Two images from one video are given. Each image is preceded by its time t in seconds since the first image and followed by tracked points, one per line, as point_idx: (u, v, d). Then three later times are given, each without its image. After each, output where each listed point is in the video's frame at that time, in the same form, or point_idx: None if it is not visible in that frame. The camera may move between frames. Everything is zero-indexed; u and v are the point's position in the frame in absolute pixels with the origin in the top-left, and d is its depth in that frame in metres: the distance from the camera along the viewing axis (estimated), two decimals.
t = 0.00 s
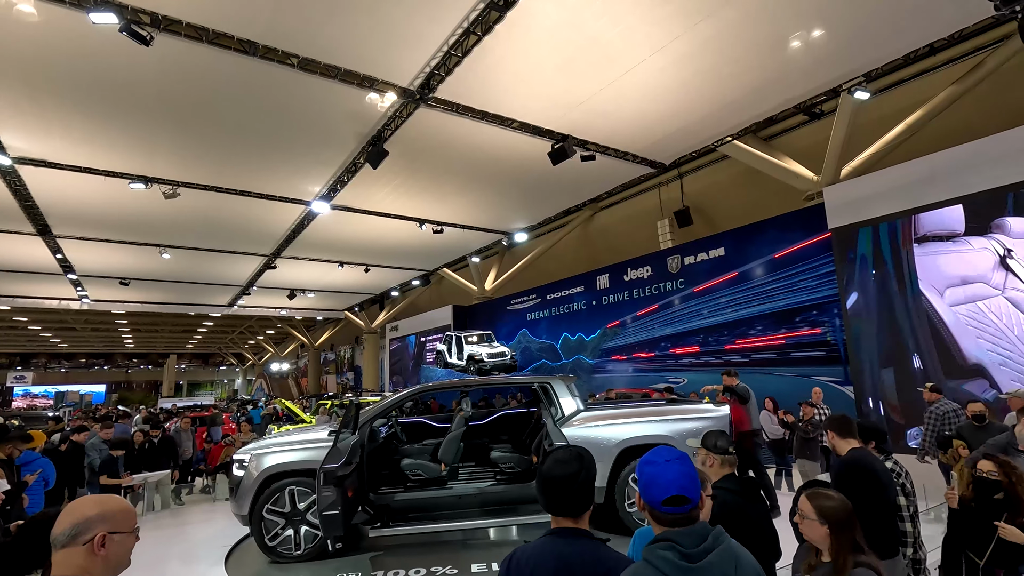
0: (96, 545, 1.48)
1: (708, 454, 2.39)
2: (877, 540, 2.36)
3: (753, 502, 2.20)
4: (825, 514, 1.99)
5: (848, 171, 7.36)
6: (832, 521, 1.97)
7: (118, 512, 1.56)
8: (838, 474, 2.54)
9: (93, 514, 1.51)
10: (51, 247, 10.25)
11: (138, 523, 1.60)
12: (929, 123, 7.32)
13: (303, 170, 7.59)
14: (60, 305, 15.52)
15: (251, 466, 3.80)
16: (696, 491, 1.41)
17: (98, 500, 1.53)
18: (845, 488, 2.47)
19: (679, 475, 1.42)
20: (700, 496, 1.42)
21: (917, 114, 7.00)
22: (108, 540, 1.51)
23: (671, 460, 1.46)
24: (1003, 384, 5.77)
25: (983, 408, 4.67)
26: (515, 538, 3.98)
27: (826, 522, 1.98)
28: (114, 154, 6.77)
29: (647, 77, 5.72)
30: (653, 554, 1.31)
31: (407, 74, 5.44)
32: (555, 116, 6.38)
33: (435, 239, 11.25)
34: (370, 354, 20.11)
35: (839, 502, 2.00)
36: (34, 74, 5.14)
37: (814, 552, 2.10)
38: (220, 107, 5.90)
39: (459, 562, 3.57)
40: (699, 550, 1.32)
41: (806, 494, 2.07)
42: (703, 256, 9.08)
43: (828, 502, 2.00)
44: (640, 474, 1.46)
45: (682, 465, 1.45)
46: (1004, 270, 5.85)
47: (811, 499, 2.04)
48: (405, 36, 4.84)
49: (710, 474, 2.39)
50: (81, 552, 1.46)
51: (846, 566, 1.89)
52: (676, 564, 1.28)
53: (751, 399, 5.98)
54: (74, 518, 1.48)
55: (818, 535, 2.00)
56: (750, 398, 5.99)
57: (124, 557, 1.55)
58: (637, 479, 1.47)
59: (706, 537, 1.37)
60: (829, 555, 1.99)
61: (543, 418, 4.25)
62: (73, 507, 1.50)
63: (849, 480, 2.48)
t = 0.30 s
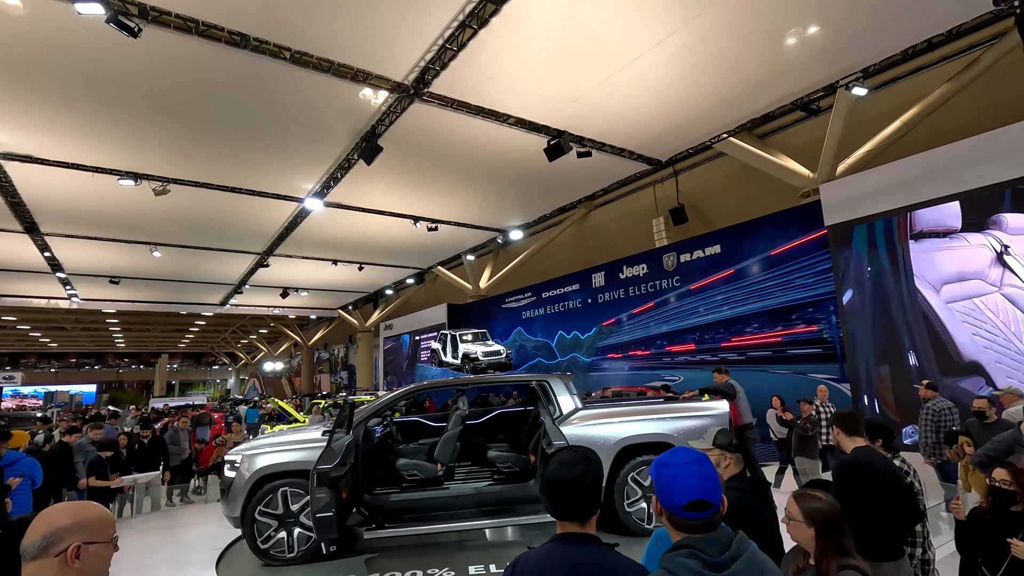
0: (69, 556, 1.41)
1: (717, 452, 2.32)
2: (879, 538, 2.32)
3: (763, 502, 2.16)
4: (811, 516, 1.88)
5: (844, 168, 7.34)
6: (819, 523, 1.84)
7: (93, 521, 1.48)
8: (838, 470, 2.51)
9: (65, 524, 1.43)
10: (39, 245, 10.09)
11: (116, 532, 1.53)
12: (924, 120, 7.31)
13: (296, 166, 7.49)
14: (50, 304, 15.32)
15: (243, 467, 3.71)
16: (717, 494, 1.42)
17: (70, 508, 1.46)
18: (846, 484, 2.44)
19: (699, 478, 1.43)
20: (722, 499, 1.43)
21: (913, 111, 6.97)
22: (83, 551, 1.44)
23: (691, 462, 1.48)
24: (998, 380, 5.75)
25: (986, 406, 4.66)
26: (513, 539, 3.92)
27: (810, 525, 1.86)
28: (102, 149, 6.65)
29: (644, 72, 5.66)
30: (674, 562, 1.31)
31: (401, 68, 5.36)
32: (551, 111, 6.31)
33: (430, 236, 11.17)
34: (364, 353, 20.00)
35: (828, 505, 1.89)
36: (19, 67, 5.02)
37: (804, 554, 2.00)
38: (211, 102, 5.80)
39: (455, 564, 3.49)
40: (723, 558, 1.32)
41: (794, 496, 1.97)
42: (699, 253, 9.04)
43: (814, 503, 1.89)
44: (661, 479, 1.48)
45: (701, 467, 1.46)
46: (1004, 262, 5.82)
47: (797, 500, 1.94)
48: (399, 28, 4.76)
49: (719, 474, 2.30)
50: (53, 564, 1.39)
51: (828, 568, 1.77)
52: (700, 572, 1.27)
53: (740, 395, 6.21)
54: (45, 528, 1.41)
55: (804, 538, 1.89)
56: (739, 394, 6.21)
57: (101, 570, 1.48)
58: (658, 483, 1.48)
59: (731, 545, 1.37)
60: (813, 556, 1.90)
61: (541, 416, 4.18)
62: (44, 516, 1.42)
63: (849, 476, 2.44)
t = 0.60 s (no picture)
0: (44, 565, 1.34)
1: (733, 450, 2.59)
2: (883, 537, 2.30)
3: (773, 499, 2.27)
4: (807, 516, 1.84)
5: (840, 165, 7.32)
6: (814, 522, 1.81)
7: (72, 527, 1.41)
8: (846, 466, 2.49)
9: (41, 530, 1.35)
10: (28, 242, 9.93)
11: (96, 538, 1.46)
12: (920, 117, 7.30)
13: (289, 162, 7.39)
14: (39, 303, 15.12)
15: (236, 467, 3.64)
16: (743, 493, 1.41)
17: (47, 513, 1.38)
18: (853, 481, 2.41)
19: (724, 475, 1.42)
20: (747, 498, 1.42)
21: (909, 108, 6.96)
22: (60, 559, 1.37)
23: (714, 460, 1.48)
24: (993, 378, 5.76)
25: (999, 403, 4.59)
26: (511, 538, 3.88)
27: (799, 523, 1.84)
28: (91, 144, 6.53)
29: (642, 66, 5.60)
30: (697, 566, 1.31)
31: (397, 62, 5.29)
32: (548, 107, 6.25)
33: (425, 234, 11.08)
34: (358, 352, 19.88)
35: (825, 504, 1.84)
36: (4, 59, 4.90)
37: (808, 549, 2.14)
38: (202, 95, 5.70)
39: (453, 565, 3.43)
40: (750, 563, 1.30)
41: (791, 496, 1.93)
42: (695, 250, 9.02)
43: (813, 503, 1.85)
44: (683, 476, 1.46)
45: (726, 465, 1.46)
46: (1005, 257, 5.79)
47: (795, 500, 1.90)
48: (395, 21, 4.68)
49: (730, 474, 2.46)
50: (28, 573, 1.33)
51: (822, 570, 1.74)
52: None
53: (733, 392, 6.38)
54: (20, 534, 1.33)
55: (801, 538, 1.85)
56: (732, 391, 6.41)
57: None
58: (681, 482, 1.46)
59: (759, 548, 1.35)
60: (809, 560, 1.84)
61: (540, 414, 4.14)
62: (18, 521, 1.34)
63: (856, 473, 2.42)
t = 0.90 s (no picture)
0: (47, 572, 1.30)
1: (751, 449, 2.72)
2: (902, 540, 2.30)
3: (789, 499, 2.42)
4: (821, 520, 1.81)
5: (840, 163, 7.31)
6: (827, 528, 1.78)
7: (75, 533, 1.36)
8: (864, 468, 2.52)
9: (44, 537, 1.30)
10: (21, 240, 9.81)
11: (102, 544, 1.41)
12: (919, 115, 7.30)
13: (287, 159, 7.31)
14: (32, 301, 14.97)
15: (236, 467, 3.59)
16: (783, 496, 1.42)
17: (49, 518, 1.33)
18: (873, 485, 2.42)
19: (762, 477, 1.42)
20: (788, 501, 1.43)
21: (908, 106, 6.96)
22: (63, 567, 1.32)
23: (751, 461, 1.47)
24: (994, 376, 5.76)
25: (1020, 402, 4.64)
26: (515, 538, 3.84)
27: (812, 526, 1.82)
28: (86, 140, 6.43)
29: (644, 62, 5.57)
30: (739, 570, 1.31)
31: (397, 57, 5.23)
32: (548, 103, 6.20)
33: (423, 232, 11.02)
34: (355, 350, 19.80)
35: (841, 508, 1.82)
36: None
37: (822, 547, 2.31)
38: (200, 91, 5.63)
39: (458, 566, 3.39)
40: (795, 569, 1.30)
41: (805, 500, 1.92)
42: (694, 248, 8.99)
43: (831, 507, 1.82)
44: (720, 480, 1.47)
45: (765, 466, 1.45)
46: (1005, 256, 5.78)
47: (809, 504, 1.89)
48: (395, 15, 4.63)
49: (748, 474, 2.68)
50: None
51: None
52: None
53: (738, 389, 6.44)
54: (21, 539, 1.27)
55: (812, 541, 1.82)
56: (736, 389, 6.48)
57: None
58: (719, 484, 1.47)
59: (802, 553, 1.34)
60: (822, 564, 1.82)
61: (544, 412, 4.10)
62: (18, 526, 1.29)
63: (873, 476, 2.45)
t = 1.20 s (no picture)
0: None
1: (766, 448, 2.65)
2: (930, 544, 2.33)
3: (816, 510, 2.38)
4: (859, 529, 1.88)
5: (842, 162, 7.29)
6: (863, 538, 1.87)
7: (87, 540, 1.31)
8: (889, 472, 2.52)
9: (54, 546, 1.26)
10: (17, 238, 9.73)
11: (114, 551, 1.36)
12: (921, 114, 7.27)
13: (287, 156, 7.25)
14: (28, 300, 14.88)
15: (238, 467, 3.54)
16: (835, 501, 1.38)
17: (59, 526, 1.29)
18: (900, 490, 2.44)
19: (814, 482, 1.38)
20: (838, 507, 1.38)
21: (910, 105, 6.94)
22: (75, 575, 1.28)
23: (800, 465, 1.44)
24: (996, 376, 5.74)
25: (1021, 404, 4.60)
26: (519, 539, 3.80)
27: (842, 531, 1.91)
28: (83, 136, 6.36)
29: (648, 60, 5.53)
30: None
31: (399, 53, 5.18)
32: (551, 100, 6.16)
33: (423, 230, 10.97)
34: (353, 349, 19.74)
35: (874, 516, 1.90)
36: None
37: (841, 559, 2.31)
38: (199, 86, 5.57)
39: (464, 567, 3.35)
40: None
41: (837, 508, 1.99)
42: (695, 247, 8.97)
43: (863, 515, 1.90)
44: (768, 484, 1.43)
45: (814, 470, 1.42)
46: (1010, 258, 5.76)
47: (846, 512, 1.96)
48: (398, 11, 4.58)
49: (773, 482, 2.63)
50: None
51: None
52: None
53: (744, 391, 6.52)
54: (30, 546, 1.23)
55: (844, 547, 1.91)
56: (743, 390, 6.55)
57: None
58: (764, 490, 1.43)
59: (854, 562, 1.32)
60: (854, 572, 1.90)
61: (549, 412, 4.07)
62: (25, 534, 1.24)
63: (898, 476, 2.47)
